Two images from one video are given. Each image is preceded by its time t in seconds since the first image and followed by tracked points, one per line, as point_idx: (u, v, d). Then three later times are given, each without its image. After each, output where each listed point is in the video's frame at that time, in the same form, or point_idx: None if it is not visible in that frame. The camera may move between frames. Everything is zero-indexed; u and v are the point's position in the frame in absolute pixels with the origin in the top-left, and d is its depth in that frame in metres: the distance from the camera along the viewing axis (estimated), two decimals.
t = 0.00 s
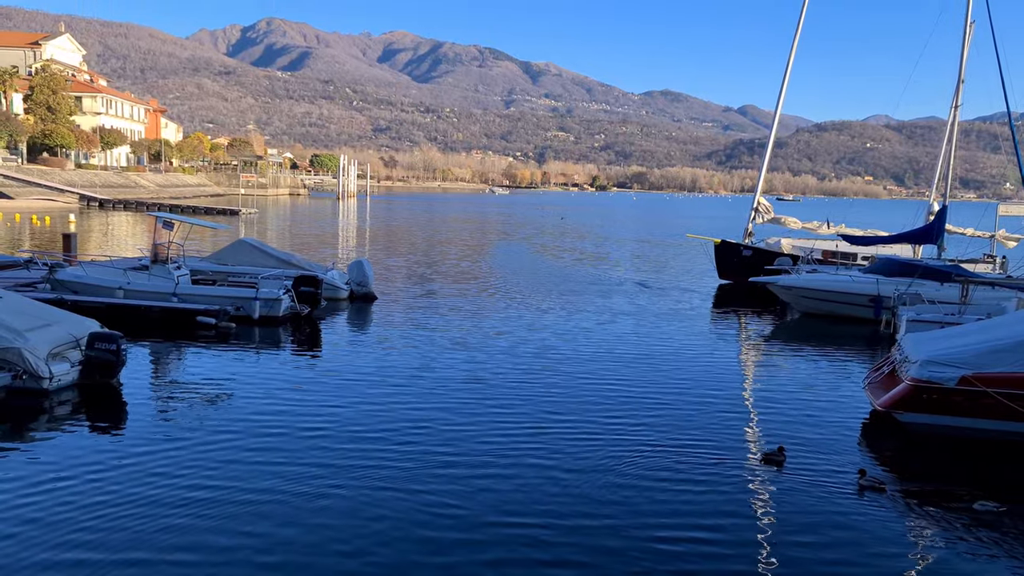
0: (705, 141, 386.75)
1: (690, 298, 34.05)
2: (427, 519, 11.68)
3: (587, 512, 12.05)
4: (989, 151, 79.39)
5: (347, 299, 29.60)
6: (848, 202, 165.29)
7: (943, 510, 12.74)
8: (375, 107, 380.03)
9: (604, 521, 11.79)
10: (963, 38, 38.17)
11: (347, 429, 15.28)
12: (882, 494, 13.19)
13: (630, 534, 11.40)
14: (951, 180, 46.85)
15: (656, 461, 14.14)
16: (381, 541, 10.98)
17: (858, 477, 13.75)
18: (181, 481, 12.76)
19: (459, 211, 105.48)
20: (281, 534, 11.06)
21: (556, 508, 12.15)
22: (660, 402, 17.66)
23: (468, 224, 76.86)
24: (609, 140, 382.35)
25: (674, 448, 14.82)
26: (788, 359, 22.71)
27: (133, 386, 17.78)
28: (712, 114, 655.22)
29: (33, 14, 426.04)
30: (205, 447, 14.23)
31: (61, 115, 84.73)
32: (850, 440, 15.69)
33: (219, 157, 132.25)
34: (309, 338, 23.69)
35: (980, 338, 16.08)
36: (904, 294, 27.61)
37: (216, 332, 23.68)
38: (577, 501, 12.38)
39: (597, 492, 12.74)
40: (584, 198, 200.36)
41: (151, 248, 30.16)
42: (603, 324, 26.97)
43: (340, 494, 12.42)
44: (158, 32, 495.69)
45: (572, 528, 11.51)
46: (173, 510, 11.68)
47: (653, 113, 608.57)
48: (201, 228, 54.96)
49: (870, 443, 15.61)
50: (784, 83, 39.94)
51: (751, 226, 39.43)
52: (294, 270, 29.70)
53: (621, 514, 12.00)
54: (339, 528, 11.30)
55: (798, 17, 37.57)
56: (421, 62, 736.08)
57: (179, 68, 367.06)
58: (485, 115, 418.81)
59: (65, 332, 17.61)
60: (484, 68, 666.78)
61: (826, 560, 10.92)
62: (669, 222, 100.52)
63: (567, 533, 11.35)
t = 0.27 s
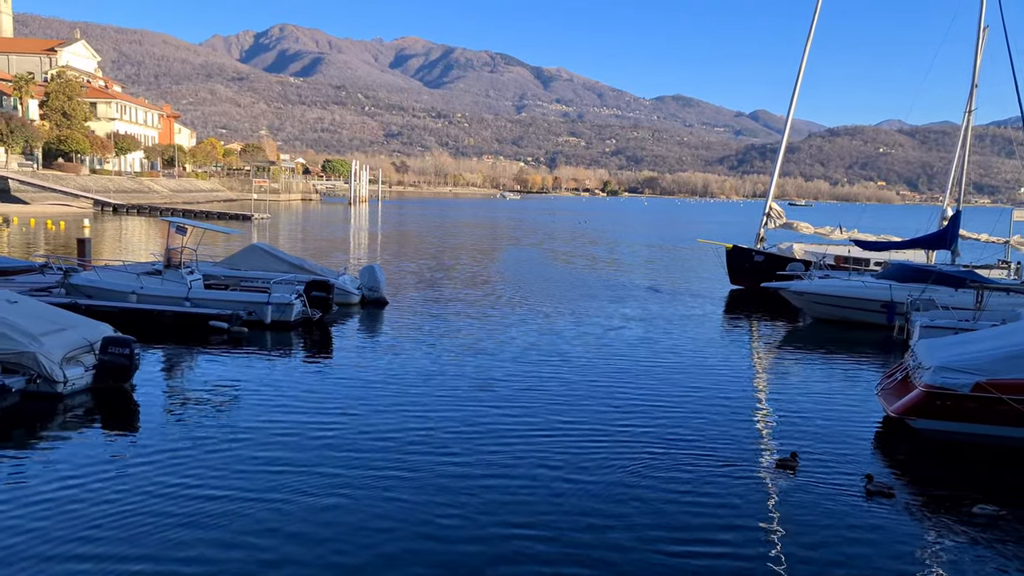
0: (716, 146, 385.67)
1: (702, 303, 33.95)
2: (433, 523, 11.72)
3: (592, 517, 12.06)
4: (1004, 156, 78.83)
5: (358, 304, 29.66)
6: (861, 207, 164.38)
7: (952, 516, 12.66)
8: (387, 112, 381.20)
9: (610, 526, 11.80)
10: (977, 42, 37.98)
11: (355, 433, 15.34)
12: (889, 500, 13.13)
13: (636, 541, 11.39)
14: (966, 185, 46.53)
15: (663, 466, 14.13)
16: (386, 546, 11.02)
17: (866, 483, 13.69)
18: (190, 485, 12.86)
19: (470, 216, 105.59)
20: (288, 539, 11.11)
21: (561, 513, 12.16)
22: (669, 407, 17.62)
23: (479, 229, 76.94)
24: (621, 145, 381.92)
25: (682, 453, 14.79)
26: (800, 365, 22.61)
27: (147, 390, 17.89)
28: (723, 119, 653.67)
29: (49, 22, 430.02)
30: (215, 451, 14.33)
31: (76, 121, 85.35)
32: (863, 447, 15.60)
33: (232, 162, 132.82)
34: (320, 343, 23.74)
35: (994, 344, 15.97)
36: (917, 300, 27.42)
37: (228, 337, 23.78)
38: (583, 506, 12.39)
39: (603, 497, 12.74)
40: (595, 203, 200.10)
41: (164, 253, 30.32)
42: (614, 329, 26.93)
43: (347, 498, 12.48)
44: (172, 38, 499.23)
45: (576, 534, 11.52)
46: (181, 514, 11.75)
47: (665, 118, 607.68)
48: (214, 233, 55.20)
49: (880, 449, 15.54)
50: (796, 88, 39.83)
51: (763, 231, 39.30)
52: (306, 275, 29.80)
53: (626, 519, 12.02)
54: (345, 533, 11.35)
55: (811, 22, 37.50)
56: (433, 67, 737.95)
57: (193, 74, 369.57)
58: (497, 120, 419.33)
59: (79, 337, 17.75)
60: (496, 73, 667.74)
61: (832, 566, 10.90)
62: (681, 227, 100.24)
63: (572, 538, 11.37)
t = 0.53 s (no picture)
0: (727, 151, 384.79)
1: (712, 309, 33.89)
2: (441, 527, 11.76)
3: (600, 522, 12.07)
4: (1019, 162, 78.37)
5: (369, 309, 29.77)
6: (873, 213, 163.60)
7: (961, 523, 12.61)
8: (398, 118, 382.56)
9: (618, 531, 11.80)
10: (990, 46, 37.86)
11: (365, 438, 15.41)
12: (899, 506, 13.08)
13: (643, 546, 11.40)
14: (979, 190, 46.28)
15: (674, 472, 14.13)
16: (394, 550, 11.07)
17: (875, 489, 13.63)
18: (202, 489, 12.94)
19: (481, 221, 105.72)
20: (297, 542, 11.18)
21: (570, 518, 12.17)
22: (679, 413, 17.60)
23: (490, 235, 77.00)
24: (632, 151, 381.79)
25: (691, 458, 14.78)
26: (811, 371, 22.53)
27: (159, 395, 17.99)
28: (735, 125, 652.44)
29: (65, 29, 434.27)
30: (225, 455, 14.41)
31: (90, 127, 86.05)
32: (877, 453, 15.50)
33: (244, 168, 133.56)
34: (331, 348, 23.82)
35: (1009, 351, 15.86)
36: (930, 305, 27.28)
37: (240, 342, 23.93)
38: (591, 511, 12.41)
39: (611, 502, 12.76)
40: (606, 208, 199.91)
41: (177, 258, 30.51)
42: (625, 335, 26.91)
43: (356, 503, 12.52)
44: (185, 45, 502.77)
45: (584, 540, 11.52)
46: (192, 518, 11.83)
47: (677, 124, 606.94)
48: (225, 238, 55.53)
49: (891, 455, 15.47)
50: (808, 94, 39.72)
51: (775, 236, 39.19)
52: (318, 280, 29.91)
53: (634, 525, 12.01)
54: (354, 537, 11.40)
55: (823, 27, 37.47)
56: (444, 73, 740.32)
57: (206, 81, 371.96)
58: (508, 126, 420.03)
59: (92, 342, 17.84)
60: (506, 79, 668.92)
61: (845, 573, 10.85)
62: (692, 232, 100.00)
63: (579, 543, 11.39)
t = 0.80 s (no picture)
0: (738, 156, 383.77)
1: (724, 314, 33.75)
2: (448, 532, 11.78)
3: (606, 528, 12.06)
4: None
5: (380, 314, 29.80)
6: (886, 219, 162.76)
7: (972, 530, 12.53)
8: (409, 123, 383.49)
9: (623, 537, 11.81)
10: (1004, 51, 37.65)
11: (373, 443, 15.45)
12: (906, 512, 13.02)
13: (649, 552, 11.38)
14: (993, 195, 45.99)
15: (686, 478, 14.10)
16: (400, 555, 11.10)
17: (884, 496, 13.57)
18: (214, 492, 12.99)
19: (491, 227, 105.78)
20: (303, 546, 11.23)
21: (577, 524, 12.16)
22: (688, 419, 17.56)
23: (501, 240, 77.00)
24: (642, 156, 381.39)
25: (700, 464, 14.76)
26: (822, 377, 22.42)
27: (171, 399, 18.06)
28: (746, 130, 650.82)
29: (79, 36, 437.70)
30: (234, 459, 14.48)
31: (104, 133, 86.73)
32: (890, 460, 15.40)
33: (256, 174, 134.22)
34: (342, 354, 23.85)
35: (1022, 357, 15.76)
36: (944, 311, 27.10)
37: (251, 347, 23.99)
38: (597, 516, 12.41)
39: (618, 508, 12.76)
40: (617, 214, 199.62)
41: (189, 263, 30.63)
42: (635, 340, 26.84)
43: (363, 507, 12.56)
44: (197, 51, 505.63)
45: (590, 545, 11.51)
46: (202, 522, 11.90)
47: (687, 129, 605.86)
48: (237, 243, 55.69)
49: (902, 461, 15.39)
50: (819, 99, 39.59)
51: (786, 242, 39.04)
52: (328, 285, 29.97)
53: (640, 531, 12.00)
54: (360, 541, 11.44)
55: (836, 31, 37.37)
56: (455, 79, 741.70)
57: (218, 87, 374.30)
58: (518, 131, 420.29)
59: (105, 346, 17.96)
60: (517, 85, 669.64)
61: None
62: (703, 238, 99.66)
63: (584, 549, 11.39)
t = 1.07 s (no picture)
0: (748, 161, 382.85)
1: (734, 320, 33.69)
2: (454, 535, 11.83)
3: (611, 532, 12.06)
4: None
5: (389, 319, 29.86)
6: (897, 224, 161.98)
7: (976, 534, 12.52)
8: (419, 129, 384.45)
9: (633, 542, 11.79)
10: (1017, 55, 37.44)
11: (381, 447, 15.50)
12: (914, 517, 12.97)
13: (655, 556, 11.41)
14: (1005, 199, 45.73)
15: (696, 483, 14.06)
16: (406, 558, 11.13)
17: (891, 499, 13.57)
18: (225, 497, 13.04)
19: (501, 232, 105.85)
20: (311, 549, 11.29)
21: (581, 527, 12.21)
22: (697, 424, 17.54)
23: (511, 245, 76.98)
24: (652, 161, 380.98)
25: (706, 469, 14.75)
26: (833, 383, 22.32)
27: (181, 404, 18.13)
28: (756, 135, 649.26)
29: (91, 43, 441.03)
30: (244, 463, 14.55)
31: (116, 139, 87.34)
32: (901, 467, 15.31)
33: (266, 179, 134.86)
34: (351, 358, 23.94)
35: None
36: (955, 317, 26.95)
37: (262, 352, 24.08)
38: (603, 520, 12.43)
39: (623, 511, 12.78)
40: (627, 219, 199.48)
41: (199, 268, 30.74)
42: (646, 346, 26.82)
43: (369, 510, 12.62)
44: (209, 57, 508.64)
45: (594, 549, 11.54)
46: (213, 526, 11.94)
47: (697, 134, 604.89)
48: (247, 249, 55.87)
49: (912, 466, 15.36)
50: (830, 104, 39.44)
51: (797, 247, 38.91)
52: (338, 290, 30.05)
53: (645, 534, 12.03)
54: (366, 544, 11.51)
55: (846, 36, 37.28)
56: (464, 85, 743.29)
57: (229, 93, 376.20)
58: (528, 136, 420.71)
59: (116, 351, 18.03)
60: (526, 90, 670.53)
61: None
62: (713, 243, 99.36)
63: (589, 552, 11.42)
